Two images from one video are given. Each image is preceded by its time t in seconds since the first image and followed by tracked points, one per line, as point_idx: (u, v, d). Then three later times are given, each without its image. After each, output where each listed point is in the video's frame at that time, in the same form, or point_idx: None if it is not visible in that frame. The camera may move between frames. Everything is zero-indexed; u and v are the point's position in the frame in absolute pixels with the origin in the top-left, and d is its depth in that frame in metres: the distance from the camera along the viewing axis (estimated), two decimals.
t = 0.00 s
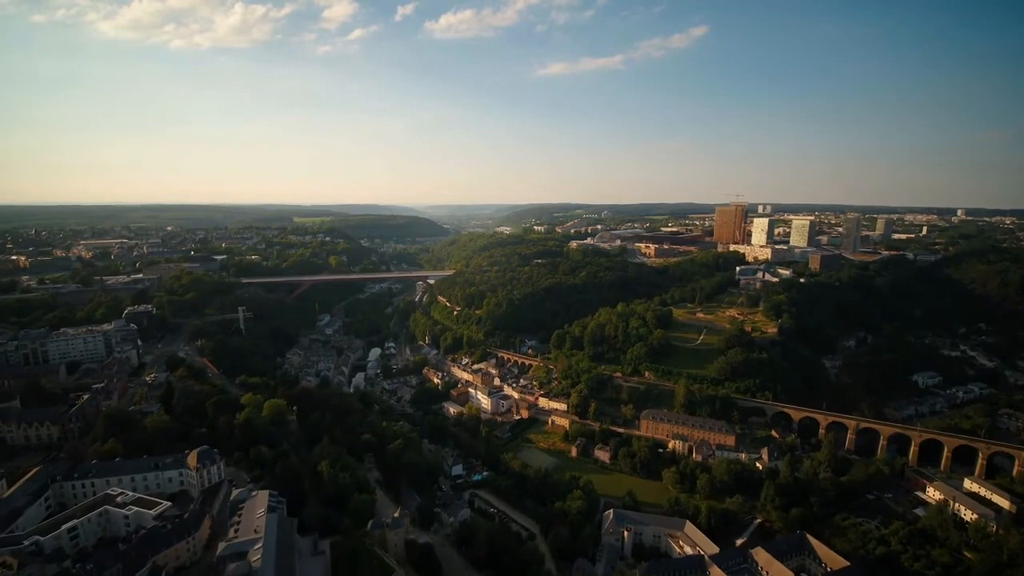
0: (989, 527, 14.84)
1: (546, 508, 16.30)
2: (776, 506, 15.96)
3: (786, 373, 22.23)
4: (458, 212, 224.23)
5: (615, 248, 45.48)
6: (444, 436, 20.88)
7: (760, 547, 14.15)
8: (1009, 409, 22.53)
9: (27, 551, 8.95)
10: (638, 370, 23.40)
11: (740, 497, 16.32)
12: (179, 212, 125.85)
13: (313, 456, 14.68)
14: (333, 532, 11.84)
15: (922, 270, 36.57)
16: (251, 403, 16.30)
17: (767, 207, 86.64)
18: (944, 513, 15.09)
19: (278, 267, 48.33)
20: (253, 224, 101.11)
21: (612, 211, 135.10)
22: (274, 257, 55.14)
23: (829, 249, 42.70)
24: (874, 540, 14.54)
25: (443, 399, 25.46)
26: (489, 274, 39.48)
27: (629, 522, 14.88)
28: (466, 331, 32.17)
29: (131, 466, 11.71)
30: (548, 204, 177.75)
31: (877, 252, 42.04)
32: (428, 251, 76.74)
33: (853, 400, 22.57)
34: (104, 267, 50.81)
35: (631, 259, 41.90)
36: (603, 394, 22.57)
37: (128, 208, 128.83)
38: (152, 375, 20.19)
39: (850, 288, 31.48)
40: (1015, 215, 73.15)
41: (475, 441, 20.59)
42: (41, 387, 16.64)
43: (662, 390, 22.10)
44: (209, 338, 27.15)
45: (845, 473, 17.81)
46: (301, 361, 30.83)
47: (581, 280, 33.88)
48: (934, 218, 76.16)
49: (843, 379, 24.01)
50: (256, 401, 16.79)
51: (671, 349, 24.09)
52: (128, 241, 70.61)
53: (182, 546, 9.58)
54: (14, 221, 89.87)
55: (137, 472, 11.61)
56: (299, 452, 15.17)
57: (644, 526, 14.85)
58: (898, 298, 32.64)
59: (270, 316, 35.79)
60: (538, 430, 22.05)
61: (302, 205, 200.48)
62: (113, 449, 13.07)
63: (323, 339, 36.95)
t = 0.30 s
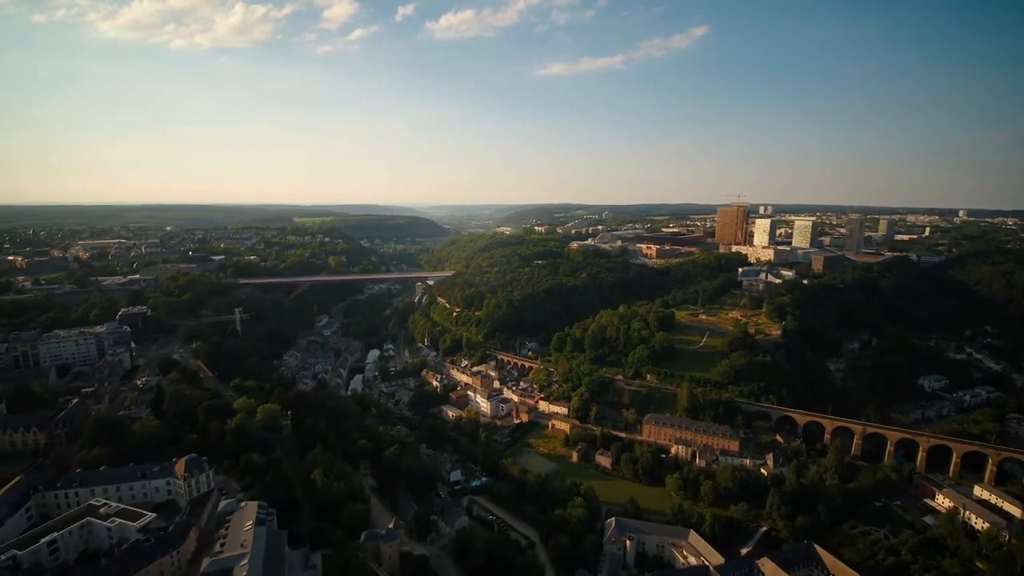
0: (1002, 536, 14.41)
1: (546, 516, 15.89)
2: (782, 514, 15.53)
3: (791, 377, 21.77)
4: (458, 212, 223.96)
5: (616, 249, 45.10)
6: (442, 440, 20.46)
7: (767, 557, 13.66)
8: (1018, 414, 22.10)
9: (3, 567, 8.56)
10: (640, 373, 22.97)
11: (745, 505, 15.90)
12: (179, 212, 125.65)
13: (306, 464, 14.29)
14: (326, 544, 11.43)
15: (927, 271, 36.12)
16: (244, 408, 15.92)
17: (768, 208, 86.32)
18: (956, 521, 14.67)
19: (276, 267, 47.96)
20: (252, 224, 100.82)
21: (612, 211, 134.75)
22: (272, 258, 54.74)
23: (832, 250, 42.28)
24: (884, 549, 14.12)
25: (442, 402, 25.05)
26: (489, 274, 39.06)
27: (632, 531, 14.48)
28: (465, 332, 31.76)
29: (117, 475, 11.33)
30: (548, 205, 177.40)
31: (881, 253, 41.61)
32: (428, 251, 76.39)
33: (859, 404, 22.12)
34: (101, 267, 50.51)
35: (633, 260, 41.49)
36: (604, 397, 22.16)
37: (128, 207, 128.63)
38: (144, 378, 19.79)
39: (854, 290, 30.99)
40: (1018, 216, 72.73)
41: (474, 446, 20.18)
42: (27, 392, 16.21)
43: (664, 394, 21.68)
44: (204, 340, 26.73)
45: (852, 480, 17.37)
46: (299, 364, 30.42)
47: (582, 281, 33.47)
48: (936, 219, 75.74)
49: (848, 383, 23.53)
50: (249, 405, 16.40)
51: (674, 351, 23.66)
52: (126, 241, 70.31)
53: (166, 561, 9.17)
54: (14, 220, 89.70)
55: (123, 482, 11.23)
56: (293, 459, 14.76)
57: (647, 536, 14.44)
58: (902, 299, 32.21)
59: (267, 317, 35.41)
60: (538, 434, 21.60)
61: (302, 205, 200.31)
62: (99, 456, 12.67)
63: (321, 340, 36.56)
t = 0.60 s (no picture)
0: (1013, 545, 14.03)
1: (546, 524, 15.53)
2: (788, 522, 15.15)
3: (794, 380, 21.38)
4: (458, 212, 223.83)
5: (616, 250, 44.74)
6: (441, 444, 20.11)
7: (773, 567, 13.24)
8: None
9: None
10: (641, 376, 22.59)
11: (750, 511, 15.52)
12: (179, 212, 125.55)
13: (300, 470, 13.94)
14: (318, 556, 11.10)
15: (931, 272, 35.75)
16: (237, 413, 15.61)
17: (770, 208, 85.97)
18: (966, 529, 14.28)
19: (275, 268, 47.64)
20: (252, 224, 100.54)
21: (613, 211, 134.42)
22: (271, 258, 54.43)
23: (835, 251, 41.90)
24: (892, 558, 13.77)
25: (441, 405, 24.68)
26: (489, 275, 38.72)
27: (634, 539, 14.09)
28: (464, 334, 31.41)
29: (104, 484, 11.00)
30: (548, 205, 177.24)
31: (885, 254, 41.23)
32: (428, 252, 76.06)
33: (864, 407, 21.72)
34: (98, 267, 50.39)
35: (634, 261, 41.13)
36: (606, 401, 21.77)
37: (128, 207, 128.58)
38: (136, 381, 19.43)
39: (857, 291, 30.59)
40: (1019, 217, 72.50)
41: (473, 450, 19.83)
42: (15, 396, 15.88)
43: (667, 398, 21.31)
44: (199, 342, 26.38)
45: (859, 485, 16.95)
46: (296, 366, 30.05)
47: (583, 282, 33.11)
48: (937, 220, 75.52)
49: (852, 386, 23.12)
50: (243, 410, 16.06)
51: (676, 354, 23.28)
52: (125, 241, 70.07)
53: None
54: (13, 220, 89.58)
55: (109, 491, 10.90)
56: (287, 466, 14.42)
57: (650, 544, 14.05)
58: (907, 301, 31.82)
59: (265, 318, 35.07)
60: (538, 438, 21.22)
61: (302, 205, 200.14)
62: (86, 464, 12.34)
63: (319, 341, 36.21)
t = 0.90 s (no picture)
0: None
1: (546, 533, 15.13)
2: (794, 531, 14.74)
3: (799, 384, 20.95)
4: (458, 212, 223.52)
5: (617, 251, 44.36)
6: (439, 449, 19.70)
7: None
8: None
9: None
10: (643, 379, 22.18)
11: (755, 520, 15.11)
12: (179, 212, 125.34)
13: (292, 478, 13.55)
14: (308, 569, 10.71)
15: (935, 273, 35.34)
16: (228, 420, 15.27)
17: (771, 208, 85.54)
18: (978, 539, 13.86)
19: (273, 269, 47.27)
20: (251, 224, 100.13)
21: (614, 211, 134.02)
22: (270, 258, 54.05)
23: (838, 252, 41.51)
24: (902, 569, 13.36)
25: (439, 409, 24.24)
26: (489, 276, 38.34)
27: (637, 549, 13.69)
28: (463, 336, 30.98)
29: (87, 495, 10.61)
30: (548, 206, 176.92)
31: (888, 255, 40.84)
32: (427, 252, 75.66)
33: (870, 411, 21.28)
34: (95, 267, 50.05)
35: (635, 262, 40.70)
36: (607, 404, 21.34)
37: (127, 207, 128.35)
38: (127, 386, 19.09)
39: (861, 292, 30.15)
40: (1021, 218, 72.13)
41: (471, 455, 19.42)
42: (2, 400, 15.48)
43: (669, 401, 20.89)
44: (194, 345, 26.00)
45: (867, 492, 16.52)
46: (293, 368, 29.62)
47: (584, 283, 32.71)
48: (938, 221, 75.25)
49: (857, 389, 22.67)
50: (235, 416, 15.69)
51: (679, 357, 22.86)
52: (123, 241, 69.72)
53: None
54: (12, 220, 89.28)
55: (93, 501, 10.52)
56: (279, 475, 14.03)
57: (653, 554, 13.63)
58: (911, 302, 31.40)
59: (262, 319, 34.65)
60: (538, 443, 20.78)
61: (302, 206, 199.93)
62: (71, 472, 11.95)
63: (317, 343, 35.79)
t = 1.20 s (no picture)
0: None
1: (546, 541, 14.77)
2: (800, 539, 14.36)
3: (803, 386, 20.54)
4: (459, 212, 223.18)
5: (618, 251, 44.02)
6: (437, 454, 19.33)
7: None
8: None
9: None
10: (645, 382, 21.80)
11: (760, 528, 14.72)
12: (179, 212, 125.11)
13: (284, 486, 13.17)
14: None
15: (939, 274, 34.97)
16: (221, 425, 14.95)
17: (772, 208, 85.29)
18: (991, 547, 13.47)
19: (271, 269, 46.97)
20: (250, 224, 99.80)
21: (614, 211, 133.69)
22: (269, 258, 53.75)
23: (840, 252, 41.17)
24: None
25: (438, 412, 23.87)
26: (489, 276, 38.02)
27: (640, 559, 13.33)
28: (463, 338, 30.63)
29: (74, 505, 10.29)
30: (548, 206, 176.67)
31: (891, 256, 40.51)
32: (427, 252, 75.36)
33: (876, 415, 20.88)
34: (93, 267, 49.76)
35: (636, 263, 40.34)
36: (609, 408, 20.96)
37: (128, 207, 128.36)
38: (119, 389, 18.78)
39: (864, 293, 29.74)
40: None
41: (470, 460, 19.07)
42: None
43: (671, 405, 20.52)
44: (189, 347, 25.69)
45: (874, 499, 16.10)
46: (290, 370, 29.26)
47: (584, 284, 32.36)
48: (940, 221, 75.02)
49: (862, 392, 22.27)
50: (228, 421, 15.36)
51: (681, 359, 22.48)
52: (122, 241, 69.44)
53: None
54: (11, 220, 89.08)
55: (78, 512, 10.17)
56: (272, 482, 13.68)
57: (656, 563, 13.24)
58: (915, 304, 31.02)
59: (259, 320, 34.31)
60: (537, 448, 20.41)
61: (302, 206, 199.79)
62: (56, 480, 11.60)
63: (315, 345, 35.45)
